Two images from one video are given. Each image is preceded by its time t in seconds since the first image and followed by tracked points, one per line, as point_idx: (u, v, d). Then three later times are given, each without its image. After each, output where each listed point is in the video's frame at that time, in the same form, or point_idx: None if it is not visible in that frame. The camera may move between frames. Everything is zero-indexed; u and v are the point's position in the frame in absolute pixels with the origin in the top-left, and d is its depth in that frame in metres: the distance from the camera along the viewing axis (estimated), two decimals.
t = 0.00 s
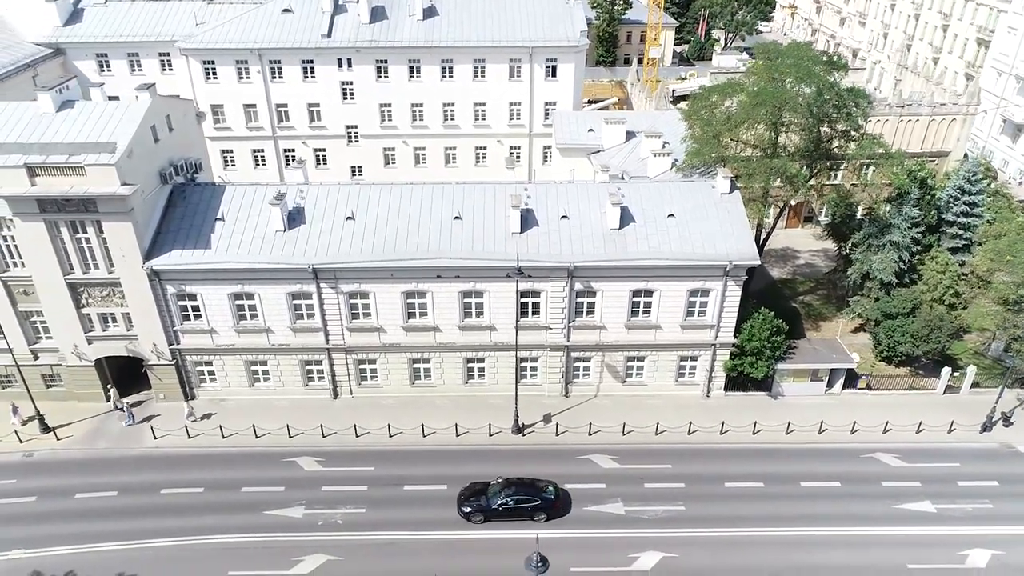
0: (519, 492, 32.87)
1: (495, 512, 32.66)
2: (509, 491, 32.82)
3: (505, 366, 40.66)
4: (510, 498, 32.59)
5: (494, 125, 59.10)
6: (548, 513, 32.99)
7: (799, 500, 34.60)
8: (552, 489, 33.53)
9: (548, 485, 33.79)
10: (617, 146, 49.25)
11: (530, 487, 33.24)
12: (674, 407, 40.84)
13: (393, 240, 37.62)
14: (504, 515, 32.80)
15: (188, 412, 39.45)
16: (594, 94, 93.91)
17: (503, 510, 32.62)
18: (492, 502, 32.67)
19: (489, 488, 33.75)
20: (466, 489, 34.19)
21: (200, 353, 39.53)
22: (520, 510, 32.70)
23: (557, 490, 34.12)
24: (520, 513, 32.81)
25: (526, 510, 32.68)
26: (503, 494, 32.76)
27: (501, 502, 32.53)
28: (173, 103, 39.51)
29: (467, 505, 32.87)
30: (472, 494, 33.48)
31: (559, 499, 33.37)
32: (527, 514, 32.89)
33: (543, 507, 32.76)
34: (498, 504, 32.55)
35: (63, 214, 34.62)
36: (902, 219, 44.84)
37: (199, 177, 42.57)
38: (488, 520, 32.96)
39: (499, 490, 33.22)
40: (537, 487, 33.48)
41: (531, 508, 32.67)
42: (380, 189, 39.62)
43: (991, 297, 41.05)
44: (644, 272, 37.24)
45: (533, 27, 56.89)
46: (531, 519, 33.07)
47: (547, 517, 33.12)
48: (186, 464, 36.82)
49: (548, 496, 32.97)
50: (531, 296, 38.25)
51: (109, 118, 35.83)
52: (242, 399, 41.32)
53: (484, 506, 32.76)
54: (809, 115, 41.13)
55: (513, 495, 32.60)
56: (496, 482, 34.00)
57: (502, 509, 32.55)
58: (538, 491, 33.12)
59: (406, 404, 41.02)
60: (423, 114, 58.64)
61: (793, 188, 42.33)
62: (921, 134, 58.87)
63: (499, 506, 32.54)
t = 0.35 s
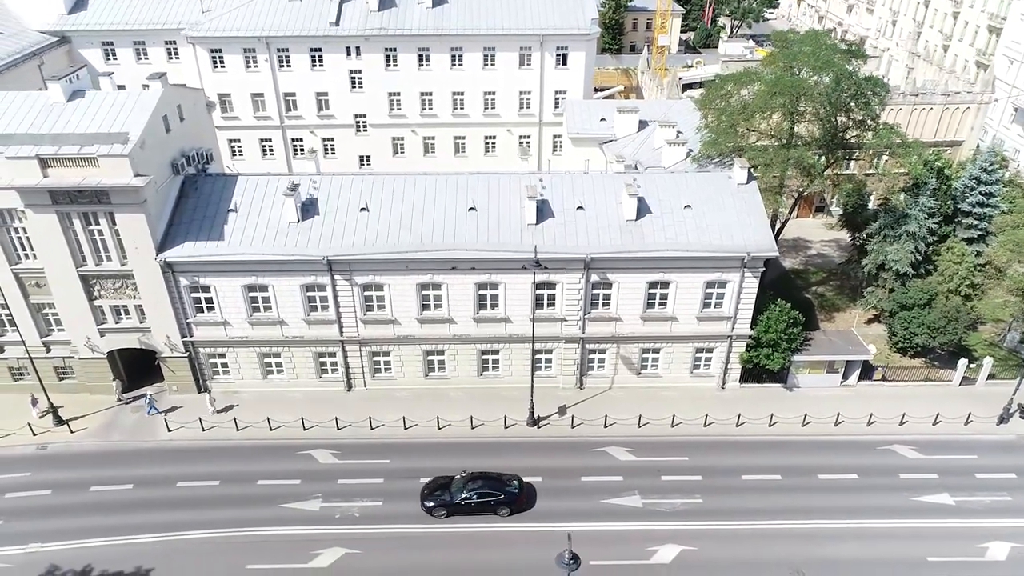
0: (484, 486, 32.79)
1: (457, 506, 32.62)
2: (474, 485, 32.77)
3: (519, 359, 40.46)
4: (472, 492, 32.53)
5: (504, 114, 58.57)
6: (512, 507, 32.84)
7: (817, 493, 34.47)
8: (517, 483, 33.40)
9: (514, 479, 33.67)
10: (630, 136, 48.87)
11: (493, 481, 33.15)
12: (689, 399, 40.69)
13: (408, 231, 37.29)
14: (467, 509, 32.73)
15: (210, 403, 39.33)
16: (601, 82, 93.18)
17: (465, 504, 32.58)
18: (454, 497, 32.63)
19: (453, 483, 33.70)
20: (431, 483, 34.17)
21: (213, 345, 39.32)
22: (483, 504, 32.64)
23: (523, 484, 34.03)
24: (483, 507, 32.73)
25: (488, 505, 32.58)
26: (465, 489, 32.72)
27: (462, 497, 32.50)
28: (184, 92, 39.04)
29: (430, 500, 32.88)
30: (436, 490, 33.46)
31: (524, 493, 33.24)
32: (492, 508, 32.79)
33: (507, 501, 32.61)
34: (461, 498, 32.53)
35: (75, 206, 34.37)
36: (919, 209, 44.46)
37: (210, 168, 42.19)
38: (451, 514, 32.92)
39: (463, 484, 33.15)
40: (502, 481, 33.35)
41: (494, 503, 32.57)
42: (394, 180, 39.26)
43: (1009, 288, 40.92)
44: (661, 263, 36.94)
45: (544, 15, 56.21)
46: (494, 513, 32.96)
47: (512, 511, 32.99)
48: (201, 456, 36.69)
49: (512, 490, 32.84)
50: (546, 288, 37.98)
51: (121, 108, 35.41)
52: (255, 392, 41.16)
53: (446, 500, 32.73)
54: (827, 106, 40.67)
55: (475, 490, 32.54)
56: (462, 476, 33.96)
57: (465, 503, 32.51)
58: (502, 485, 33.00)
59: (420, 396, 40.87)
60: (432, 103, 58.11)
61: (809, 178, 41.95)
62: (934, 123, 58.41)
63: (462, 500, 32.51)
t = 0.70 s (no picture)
0: (448, 483, 32.58)
1: (420, 504, 32.39)
2: (438, 482, 32.56)
3: (532, 353, 40.26)
4: (436, 489, 32.29)
5: (512, 106, 58.12)
6: (476, 504, 32.65)
7: (833, 488, 34.35)
8: (482, 479, 33.18)
9: (478, 476, 33.43)
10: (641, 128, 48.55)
11: (457, 478, 32.93)
12: (703, 393, 40.52)
13: (421, 225, 36.97)
14: (431, 506, 32.52)
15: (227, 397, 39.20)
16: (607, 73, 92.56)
17: (429, 501, 32.34)
18: (418, 494, 32.39)
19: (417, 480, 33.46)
20: (395, 480, 33.88)
21: (224, 339, 39.10)
22: (446, 501, 32.42)
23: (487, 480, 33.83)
24: (447, 504, 32.52)
25: (452, 501, 32.36)
26: (429, 486, 32.50)
27: (426, 494, 32.26)
28: (194, 84, 38.58)
29: (393, 497, 32.59)
30: (399, 486, 33.19)
31: (488, 490, 33.03)
32: (456, 505, 32.57)
33: (471, 498, 32.40)
34: (424, 496, 32.28)
35: (86, 200, 34.01)
36: (934, 202, 44.13)
37: (220, 161, 41.82)
38: (415, 511, 32.73)
39: (428, 481, 32.92)
40: (466, 478, 33.12)
41: (458, 500, 32.34)
42: (406, 173, 38.91)
43: None
44: (677, 257, 36.66)
45: (554, 5, 55.59)
46: (459, 510, 32.76)
47: (477, 508, 32.82)
48: (213, 452, 36.54)
49: (476, 487, 32.59)
50: (560, 282, 37.70)
51: (130, 100, 34.98)
52: (266, 386, 40.98)
53: (410, 497, 32.47)
54: (843, 98, 40.23)
55: (439, 487, 32.30)
56: (427, 473, 33.71)
57: (428, 500, 32.28)
58: (466, 482, 32.77)
59: (432, 390, 40.71)
60: (439, 95, 57.64)
61: (824, 171, 41.58)
62: (946, 115, 57.97)
63: (426, 497, 32.29)
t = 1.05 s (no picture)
0: (410, 481, 32.34)
1: (382, 501, 32.11)
2: (399, 480, 32.32)
3: (545, 348, 40.08)
4: (397, 487, 32.03)
5: (521, 97, 57.68)
6: (437, 501, 32.44)
7: (850, 483, 34.23)
8: (445, 477, 32.97)
9: (441, 473, 33.24)
10: (652, 121, 48.27)
11: (419, 475, 32.70)
12: (717, 388, 40.37)
13: (434, 219, 36.66)
14: (393, 504, 32.25)
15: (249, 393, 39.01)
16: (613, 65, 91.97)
17: (391, 499, 32.07)
18: (379, 492, 32.10)
19: (379, 477, 33.19)
20: (357, 477, 33.58)
21: (236, 334, 38.87)
22: (408, 499, 32.18)
23: (450, 477, 33.64)
24: (409, 501, 32.26)
25: (414, 499, 32.12)
26: (390, 483, 32.25)
27: (388, 492, 31.98)
28: (203, 76, 38.13)
29: (355, 495, 32.28)
30: (360, 484, 32.89)
31: (451, 487, 32.82)
32: (417, 502, 32.32)
33: (433, 495, 32.17)
34: (386, 494, 32.00)
35: (97, 193, 33.66)
36: (949, 195, 43.82)
37: (229, 154, 41.46)
38: (376, 509, 32.45)
39: (389, 478, 32.66)
40: (428, 475, 32.89)
41: (420, 497, 32.10)
42: (418, 166, 38.61)
43: None
44: (693, 251, 36.38)
45: None
46: (421, 507, 32.50)
47: (438, 505, 32.61)
48: (227, 447, 36.37)
49: (438, 484, 32.38)
50: (574, 276, 37.40)
51: (141, 93, 34.59)
52: (278, 381, 40.80)
53: (371, 495, 32.16)
54: (858, 90, 39.87)
55: (401, 484, 32.05)
56: (389, 470, 33.46)
57: (390, 498, 32.00)
58: (429, 480, 32.55)
59: (445, 385, 40.53)
60: (448, 86, 57.17)
61: (839, 164, 41.21)
62: (958, 107, 57.55)
63: (386, 495, 32.02)
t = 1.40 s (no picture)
0: (375, 478, 32.12)
1: (347, 500, 31.85)
2: (365, 477, 32.06)
3: (557, 343, 39.87)
4: (363, 485, 31.80)
5: (529, 89, 57.21)
6: (402, 499, 32.22)
7: (865, 478, 34.11)
8: (410, 474, 32.78)
9: (407, 470, 33.03)
10: (664, 114, 47.86)
11: (385, 473, 32.46)
12: (730, 382, 40.21)
13: (447, 213, 36.36)
14: (357, 501, 32.01)
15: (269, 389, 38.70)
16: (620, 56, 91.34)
17: (356, 497, 31.84)
18: (344, 490, 31.84)
19: (344, 474, 32.91)
20: (322, 474, 33.27)
21: (248, 329, 38.65)
22: (372, 497, 31.94)
23: (417, 474, 33.43)
24: (374, 499, 32.03)
25: (379, 497, 31.90)
26: (355, 481, 31.99)
27: (352, 490, 31.73)
28: (213, 69, 37.70)
29: (321, 492, 31.97)
30: (326, 482, 32.60)
31: (417, 484, 32.61)
32: (382, 500, 32.08)
33: (399, 493, 31.97)
34: (351, 492, 31.75)
35: (108, 188, 33.33)
36: (964, 188, 43.47)
37: (239, 148, 41.12)
38: (340, 507, 32.21)
39: (354, 476, 32.40)
40: (395, 473, 32.67)
41: (385, 495, 31.87)
42: (431, 160, 38.32)
43: None
44: (708, 246, 36.12)
45: None
46: (386, 505, 32.28)
47: (404, 503, 32.38)
48: (239, 443, 36.21)
49: (404, 482, 32.17)
50: (588, 271, 37.12)
51: (151, 87, 34.20)
52: (290, 376, 40.64)
53: (337, 493, 31.90)
54: (875, 82, 39.45)
55: (367, 482, 31.81)
56: (355, 467, 33.19)
57: (355, 496, 31.76)
58: (395, 477, 32.32)
59: (457, 380, 40.36)
60: (456, 78, 56.69)
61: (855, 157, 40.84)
62: (970, 99, 57.17)
63: (351, 493, 31.77)
